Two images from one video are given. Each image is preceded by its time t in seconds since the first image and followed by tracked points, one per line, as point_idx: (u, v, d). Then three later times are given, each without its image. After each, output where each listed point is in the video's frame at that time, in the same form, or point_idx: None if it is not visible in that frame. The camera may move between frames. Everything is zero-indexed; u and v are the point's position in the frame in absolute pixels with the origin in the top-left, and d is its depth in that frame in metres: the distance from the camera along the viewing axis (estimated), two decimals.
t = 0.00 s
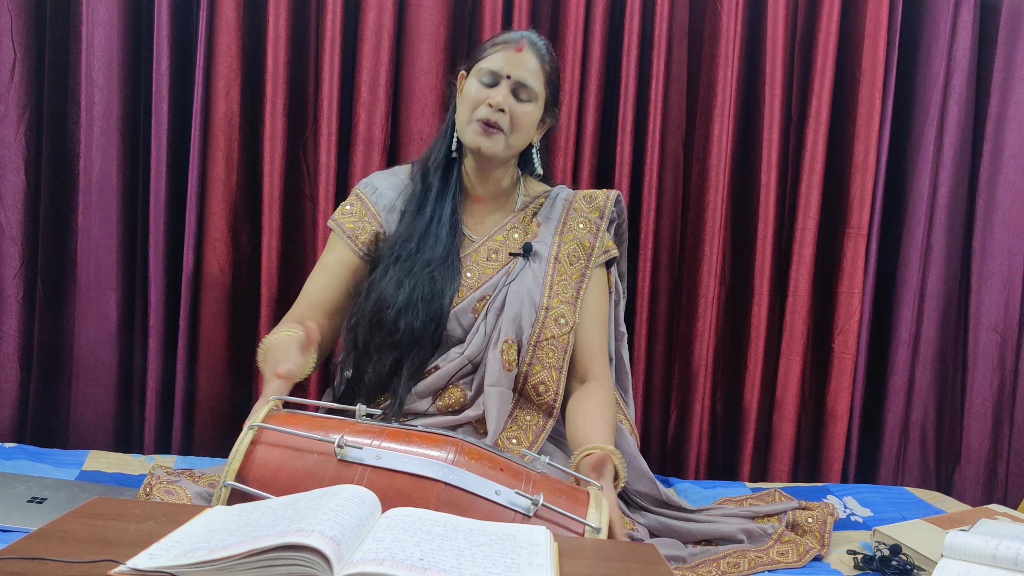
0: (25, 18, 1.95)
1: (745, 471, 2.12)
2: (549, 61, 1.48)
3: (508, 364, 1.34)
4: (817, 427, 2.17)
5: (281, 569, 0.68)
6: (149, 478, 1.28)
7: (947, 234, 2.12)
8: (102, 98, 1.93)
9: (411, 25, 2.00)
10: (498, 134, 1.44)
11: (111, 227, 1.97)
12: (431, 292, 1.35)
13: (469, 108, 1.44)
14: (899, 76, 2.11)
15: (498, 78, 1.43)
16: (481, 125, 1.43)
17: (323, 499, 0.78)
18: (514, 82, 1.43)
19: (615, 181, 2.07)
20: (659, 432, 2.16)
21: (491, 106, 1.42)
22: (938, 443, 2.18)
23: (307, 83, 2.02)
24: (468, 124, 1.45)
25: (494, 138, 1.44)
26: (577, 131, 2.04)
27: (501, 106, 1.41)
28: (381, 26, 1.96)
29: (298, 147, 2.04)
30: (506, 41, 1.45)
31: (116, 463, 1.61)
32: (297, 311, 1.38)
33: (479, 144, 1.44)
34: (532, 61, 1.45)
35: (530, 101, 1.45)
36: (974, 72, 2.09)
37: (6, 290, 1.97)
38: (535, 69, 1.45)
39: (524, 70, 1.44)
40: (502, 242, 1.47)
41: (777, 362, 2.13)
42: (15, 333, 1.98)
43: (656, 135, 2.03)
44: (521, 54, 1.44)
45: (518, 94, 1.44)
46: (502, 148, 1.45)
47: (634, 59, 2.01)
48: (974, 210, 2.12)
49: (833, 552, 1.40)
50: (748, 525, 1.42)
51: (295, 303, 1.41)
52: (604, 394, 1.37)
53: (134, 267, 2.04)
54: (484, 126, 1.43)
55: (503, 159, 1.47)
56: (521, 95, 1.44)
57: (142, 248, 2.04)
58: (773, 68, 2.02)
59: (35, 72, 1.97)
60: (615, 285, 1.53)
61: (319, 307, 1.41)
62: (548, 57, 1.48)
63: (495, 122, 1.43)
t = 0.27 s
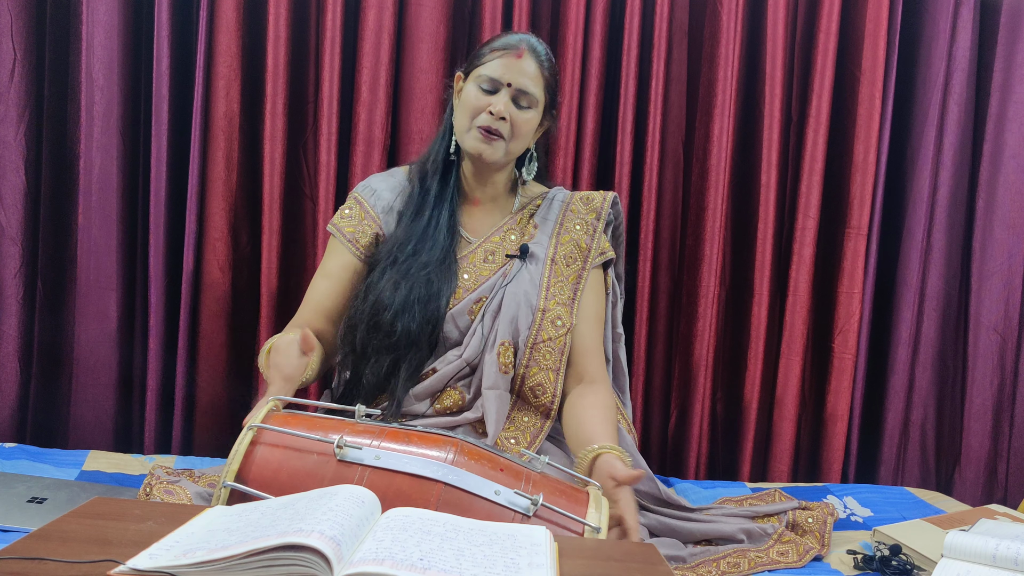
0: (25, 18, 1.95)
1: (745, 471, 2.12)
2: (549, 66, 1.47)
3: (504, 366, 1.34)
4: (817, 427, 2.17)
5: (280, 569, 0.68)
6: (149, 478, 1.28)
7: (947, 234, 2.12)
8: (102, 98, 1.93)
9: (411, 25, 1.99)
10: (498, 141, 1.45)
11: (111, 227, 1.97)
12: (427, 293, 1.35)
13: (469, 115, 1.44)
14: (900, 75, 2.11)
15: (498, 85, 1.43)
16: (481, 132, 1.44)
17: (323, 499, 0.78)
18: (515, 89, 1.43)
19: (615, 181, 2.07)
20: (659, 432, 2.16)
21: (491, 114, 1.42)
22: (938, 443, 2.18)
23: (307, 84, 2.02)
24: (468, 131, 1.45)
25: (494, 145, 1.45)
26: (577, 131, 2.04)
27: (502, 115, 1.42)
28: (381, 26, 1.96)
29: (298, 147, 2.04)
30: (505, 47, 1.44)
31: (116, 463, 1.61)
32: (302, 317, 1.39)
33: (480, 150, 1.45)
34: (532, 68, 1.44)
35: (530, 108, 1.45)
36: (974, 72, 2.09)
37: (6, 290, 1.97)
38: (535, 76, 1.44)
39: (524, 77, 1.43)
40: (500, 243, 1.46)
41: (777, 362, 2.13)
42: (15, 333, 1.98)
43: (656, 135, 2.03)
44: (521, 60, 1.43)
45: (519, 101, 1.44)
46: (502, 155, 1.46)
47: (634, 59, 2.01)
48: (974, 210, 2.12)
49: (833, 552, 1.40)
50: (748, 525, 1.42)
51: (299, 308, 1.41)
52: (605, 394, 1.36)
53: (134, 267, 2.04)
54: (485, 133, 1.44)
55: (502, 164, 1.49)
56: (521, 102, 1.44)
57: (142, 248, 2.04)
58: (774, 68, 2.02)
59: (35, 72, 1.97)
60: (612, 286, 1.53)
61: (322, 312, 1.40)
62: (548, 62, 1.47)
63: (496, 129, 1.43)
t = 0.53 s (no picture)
0: (25, 18, 1.95)
1: (745, 471, 2.12)
2: (521, 46, 1.46)
3: (511, 369, 1.33)
4: (817, 427, 2.17)
5: (280, 569, 0.68)
6: (149, 478, 1.28)
7: (947, 234, 2.12)
8: (102, 98, 1.93)
9: (411, 25, 1.99)
10: (497, 135, 1.44)
11: (111, 227, 1.97)
12: (434, 295, 1.34)
13: (461, 122, 1.44)
14: (900, 75, 2.11)
15: (476, 84, 1.43)
16: (477, 134, 1.44)
17: (323, 499, 0.78)
18: (493, 80, 1.42)
19: (615, 181, 2.07)
20: (659, 432, 2.16)
21: (479, 113, 1.42)
22: (938, 443, 2.18)
23: (307, 84, 2.02)
24: (465, 136, 1.45)
25: (495, 140, 1.44)
26: (577, 131, 2.04)
27: (489, 109, 1.41)
28: (381, 26, 1.96)
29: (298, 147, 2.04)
30: (471, 45, 1.44)
31: (115, 463, 1.61)
32: (296, 304, 1.40)
33: (484, 150, 1.44)
34: (503, 53, 1.43)
35: (515, 92, 1.44)
36: (974, 72, 2.08)
37: (6, 290, 1.97)
38: (509, 59, 1.43)
39: (499, 65, 1.42)
40: (511, 244, 1.46)
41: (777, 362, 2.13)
42: (15, 332, 1.98)
43: (656, 135, 2.03)
44: (489, 51, 1.43)
45: (502, 90, 1.43)
46: (505, 147, 1.45)
47: (634, 59, 2.01)
48: (974, 210, 2.12)
49: (833, 552, 1.40)
50: (748, 525, 1.42)
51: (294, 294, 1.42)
52: (614, 400, 1.36)
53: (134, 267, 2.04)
54: (481, 132, 1.43)
55: (509, 156, 1.47)
56: (504, 90, 1.43)
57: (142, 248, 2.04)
58: (773, 68, 2.02)
59: (35, 72, 1.97)
60: (622, 290, 1.53)
61: (317, 301, 1.42)
62: (518, 42, 1.46)
63: (489, 125, 1.42)
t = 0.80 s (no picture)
0: (25, 18, 1.95)
1: (745, 471, 2.12)
2: (530, 49, 1.45)
3: (515, 373, 1.34)
4: (817, 427, 2.17)
5: (280, 569, 0.68)
6: (149, 478, 1.28)
7: (947, 234, 2.12)
8: (102, 98, 1.93)
9: (411, 25, 1.99)
10: (509, 140, 1.44)
11: (111, 227, 1.97)
12: (443, 297, 1.35)
13: (472, 128, 1.45)
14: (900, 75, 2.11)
15: (486, 90, 1.43)
16: (489, 140, 1.44)
17: (323, 499, 0.78)
18: (504, 86, 1.42)
19: (615, 181, 2.07)
20: (659, 431, 2.16)
21: (491, 119, 1.42)
22: (938, 443, 2.18)
23: (307, 84, 2.02)
24: (476, 142, 1.45)
25: (507, 146, 1.44)
26: (577, 131, 2.04)
27: (500, 115, 1.41)
28: (380, 26, 1.96)
29: (298, 147, 2.04)
30: (480, 49, 1.44)
31: (115, 463, 1.61)
32: (305, 300, 1.39)
33: (496, 156, 1.44)
34: (513, 58, 1.43)
35: (526, 96, 1.44)
36: (974, 72, 2.08)
37: (6, 290, 1.97)
38: (520, 64, 1.43)
39: (508, 71, 1.42)
40: (519, 247, 1.46)
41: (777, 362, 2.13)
42: (15, 332, 1.98)
43: (656, 135, 2.03)
44: (498, 57, 1.42)
45: (513, 96, 1.43)
46: (518, 153, 1.45)
47: (634, 59, 2.01)
48: (974, 210, 2.12)
49: (833, 552, 1.40)
50: (748, 525, 1.43)
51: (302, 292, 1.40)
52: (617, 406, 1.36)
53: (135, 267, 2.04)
54: (493, 138, 1.44)
55: (521, 161, 1.47)
56: (515, 95, 1.43)
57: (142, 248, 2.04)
58: (773, 68, 2.02)
59: (35, 72, 1.97)
60: (627, 296, 1.53)
61: (326, 298, 1.41)
62: (527, 45, 1.45)
63: (501, 131, 1.43)
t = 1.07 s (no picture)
0: (25, 18, 1.95)
1: (745, 471, 2.12)
2: (517, 50, 1.45)
3: (513, 365, 1.34)
4: (817, 427, 2.17)
5: (280, 569, 0.68)
6: (149, 478, 1.28)
7: (947, 234, 2.12)
8: (102, 98, 1.93)
9: (410, 25, 1.99)
10: (498, 141, 1.45)
11: (111, 227, 1.97)
12: (438, 297, 1.34)
13: (461, 130, 1.45)
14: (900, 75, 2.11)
15: (474, 92, 1.43)
16: (478, 142, 1.45)
17: (323, 498, 0.78)
18: (493, 88, 1.43)
19: (615, 181, 2.07)
20: (659, 431, 2.16)
21: (479, 122, 1.42)
22: (938, 443, 2.18)
23: (307, 84, 2.02)
24: (465, 144, 1.46)
25: (496, 147, 1.45)
26: (577, 131, 2.04)
27: (489, 117, 1.42)
28: (380, 26, 1.96)
29: (298, 147, 2.04)
30: (467, 50, 1.43)
31: (115, 463, 1.61)
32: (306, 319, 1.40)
33: (486, 158, 1.45)
34: (501, 59, 1.43)
35: (514, 97, 1.44)
36: (974, 72, 2.09)
37: (6, 290, 1.97)
38: (508, 66, 1.43)
39: (496, 73, 1.42)
40: (510, 243, 1.46)
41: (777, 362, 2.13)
42: (15, 332, 1.99)
43: (656, 135, 2.03)
44: (486, 58, 1.42)
45: (501, 97, 1.43)
46: (507, 153, 1.46)
47: (634, 59, 2.01)
48: (974, 210, 2.12)
49: (833, 552, 1.40)
50: (748, 525, 1.43)
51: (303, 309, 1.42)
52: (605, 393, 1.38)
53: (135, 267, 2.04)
54: (482, 140, 1.45)
55: (510, 161, 1.49)
56: (503, 97, 1.43)
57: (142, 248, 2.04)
58: (773, 68, 2.02)
59: (35, 72, 1.97)
60: (622, 287, 1.53)
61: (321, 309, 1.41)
62: (514, 45, 1.45)
63: (490, 133, 1.43)
